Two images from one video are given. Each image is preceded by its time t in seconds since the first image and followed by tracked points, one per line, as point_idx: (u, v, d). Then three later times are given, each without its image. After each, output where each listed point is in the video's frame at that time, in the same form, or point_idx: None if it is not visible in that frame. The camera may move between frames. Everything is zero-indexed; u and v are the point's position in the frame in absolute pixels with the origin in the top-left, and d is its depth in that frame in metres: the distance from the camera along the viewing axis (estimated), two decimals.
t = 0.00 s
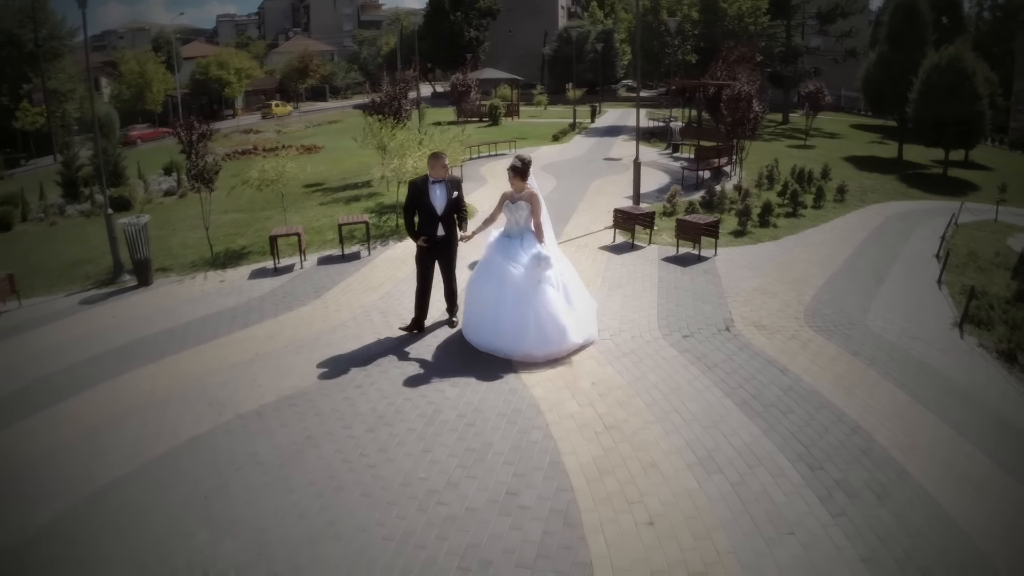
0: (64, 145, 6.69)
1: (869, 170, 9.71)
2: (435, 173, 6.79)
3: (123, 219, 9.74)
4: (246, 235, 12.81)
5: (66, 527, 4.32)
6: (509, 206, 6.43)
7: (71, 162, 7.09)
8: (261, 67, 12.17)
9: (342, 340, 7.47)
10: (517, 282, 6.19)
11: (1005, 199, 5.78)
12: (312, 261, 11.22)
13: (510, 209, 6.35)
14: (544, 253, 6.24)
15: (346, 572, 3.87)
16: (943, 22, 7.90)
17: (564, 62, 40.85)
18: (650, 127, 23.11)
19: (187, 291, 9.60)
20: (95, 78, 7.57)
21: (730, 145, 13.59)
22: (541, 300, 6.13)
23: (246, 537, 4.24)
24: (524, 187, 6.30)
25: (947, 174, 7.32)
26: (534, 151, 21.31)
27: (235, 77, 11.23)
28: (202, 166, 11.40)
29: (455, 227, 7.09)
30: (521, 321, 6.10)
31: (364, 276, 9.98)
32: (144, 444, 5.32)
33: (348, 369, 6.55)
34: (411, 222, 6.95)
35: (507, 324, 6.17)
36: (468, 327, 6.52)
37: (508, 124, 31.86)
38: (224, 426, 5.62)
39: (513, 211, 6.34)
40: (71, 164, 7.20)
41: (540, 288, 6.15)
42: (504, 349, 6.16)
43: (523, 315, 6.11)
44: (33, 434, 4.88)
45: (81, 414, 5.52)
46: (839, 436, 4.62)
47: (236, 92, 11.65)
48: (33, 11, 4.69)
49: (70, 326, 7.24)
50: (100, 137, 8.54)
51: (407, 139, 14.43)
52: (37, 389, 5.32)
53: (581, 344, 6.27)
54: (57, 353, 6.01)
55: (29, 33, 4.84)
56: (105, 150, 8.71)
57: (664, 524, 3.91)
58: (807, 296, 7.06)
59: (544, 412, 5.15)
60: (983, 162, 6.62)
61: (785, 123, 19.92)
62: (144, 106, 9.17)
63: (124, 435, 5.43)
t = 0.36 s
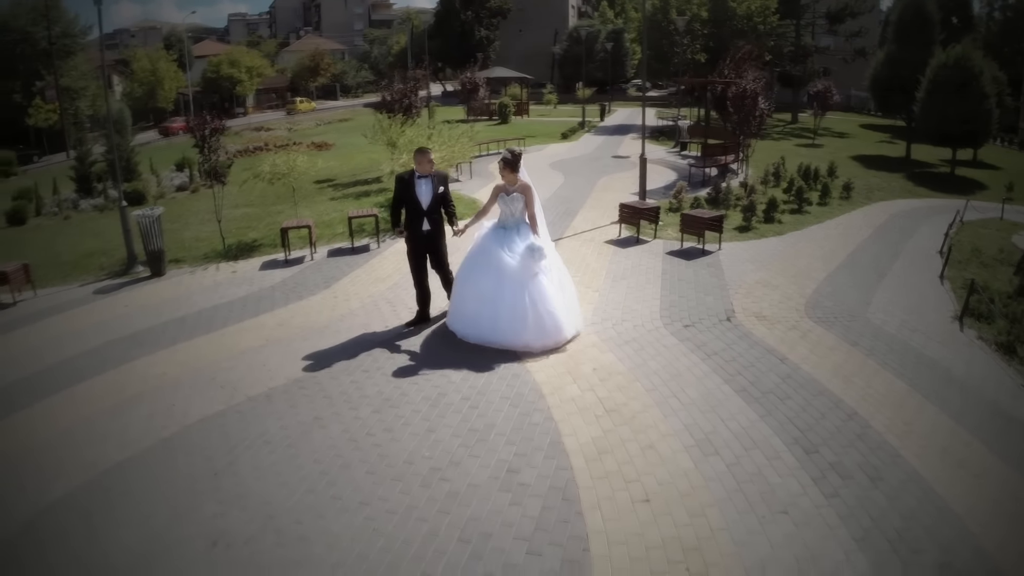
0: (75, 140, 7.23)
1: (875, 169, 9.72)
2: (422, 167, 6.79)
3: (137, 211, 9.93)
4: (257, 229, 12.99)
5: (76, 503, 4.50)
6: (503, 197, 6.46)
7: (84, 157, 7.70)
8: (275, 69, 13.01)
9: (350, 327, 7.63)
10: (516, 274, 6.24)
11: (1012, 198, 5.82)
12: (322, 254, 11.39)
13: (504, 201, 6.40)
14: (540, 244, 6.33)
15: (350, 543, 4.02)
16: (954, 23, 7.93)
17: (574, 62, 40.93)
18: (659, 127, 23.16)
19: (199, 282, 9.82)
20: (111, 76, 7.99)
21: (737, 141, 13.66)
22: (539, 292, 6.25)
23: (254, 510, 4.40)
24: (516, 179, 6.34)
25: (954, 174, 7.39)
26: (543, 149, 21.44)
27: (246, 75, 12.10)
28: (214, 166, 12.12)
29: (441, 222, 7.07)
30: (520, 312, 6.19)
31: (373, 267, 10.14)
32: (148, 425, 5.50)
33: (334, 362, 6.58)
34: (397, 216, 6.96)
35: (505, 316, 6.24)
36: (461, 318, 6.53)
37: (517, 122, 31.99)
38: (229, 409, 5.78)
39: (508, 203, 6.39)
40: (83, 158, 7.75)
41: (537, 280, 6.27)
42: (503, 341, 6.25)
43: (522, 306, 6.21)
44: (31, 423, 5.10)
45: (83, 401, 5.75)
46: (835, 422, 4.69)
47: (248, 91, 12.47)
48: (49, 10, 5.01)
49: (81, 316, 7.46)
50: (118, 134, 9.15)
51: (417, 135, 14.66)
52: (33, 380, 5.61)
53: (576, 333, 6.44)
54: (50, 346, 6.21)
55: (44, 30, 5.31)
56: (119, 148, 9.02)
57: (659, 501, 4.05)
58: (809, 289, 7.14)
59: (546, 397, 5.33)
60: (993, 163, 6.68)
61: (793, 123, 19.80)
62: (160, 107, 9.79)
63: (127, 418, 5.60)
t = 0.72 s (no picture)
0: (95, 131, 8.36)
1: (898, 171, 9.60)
2: (419, 164, 6.81)
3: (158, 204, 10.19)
4: (275, 223, 13.24)
5: (97, 478, 4.70)
6: (508, 192, 6.58)
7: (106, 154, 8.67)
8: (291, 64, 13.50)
9: (364, 317, 7.80)
10: (517, 267, 6.34)
11: None
12: (338, 247, 11.58)
13: (509, 196, 6.52)
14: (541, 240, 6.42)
15: (360, 518, 4.19)
16: (970, 23, 7.94)
17: (590, 62, 40.93)
18: (675, 126, 23.13)
19: (219, 273, 10.09)
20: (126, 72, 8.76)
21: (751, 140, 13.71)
22: (539, 287, 6.35)
23: (268, 487, 4.57)
24: (521, 175, 6.45)
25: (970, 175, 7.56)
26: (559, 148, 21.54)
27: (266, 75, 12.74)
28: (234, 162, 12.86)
29: (441, 219, 6.93)
30: (516, 305, 6.29)
31: (388, 260, 10.32)
32: (158, 410, 5.67)
33: (332, 356, 6.64)
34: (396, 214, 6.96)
35: (502, 309, 6.35)
36: (460, 309, 6.61)
37: (533, 122, 32.10)
38: (247, 394, 5.96)
39: (513, 198, 6.51)
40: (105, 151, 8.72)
41: (536, 275, 6.36)
42: (500, 333, 6.35)
43: (519, 300, 6.31)
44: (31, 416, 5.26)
45: (88, 391, 5.90)
46: (837, 412, 4.78)
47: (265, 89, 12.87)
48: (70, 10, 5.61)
49: (89, 312, 7.63)
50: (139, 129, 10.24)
51: (432, 133, 14.87)
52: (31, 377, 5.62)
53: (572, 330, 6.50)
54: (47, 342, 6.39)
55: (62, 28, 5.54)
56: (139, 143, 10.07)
57: (662, 483, 4.19)
58: (817, 285, 7.20)
59: (555, 384, 5.50)
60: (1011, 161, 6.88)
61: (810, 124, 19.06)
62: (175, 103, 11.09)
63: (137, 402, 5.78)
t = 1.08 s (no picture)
0: (121, 122, 10.20)
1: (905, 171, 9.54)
2: (423, 165, 6.75)
3: (186, 198, 10.49)
4: (299, 218, 13.61)
5: (127, 455, 5.00)
6: (513, 194, 6.47)
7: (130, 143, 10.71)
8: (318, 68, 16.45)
9: (384, 309, 8.06)
10: (515, 272, 6.23)
11: None
12: (360, 242, 11.88)
13: (513, 198, 6.41)
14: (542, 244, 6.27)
15: (377, 497, 4.40)
16: (995, 25, 7.64)
17: (612, 62, 41.00)
18: (696, 127, 23.14)
19: (245, 266, 10.46)
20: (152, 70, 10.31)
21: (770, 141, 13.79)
22: (536, 292, 6.22)
23: (290, 466, 4.81)
24: (529, 178, 6.30)
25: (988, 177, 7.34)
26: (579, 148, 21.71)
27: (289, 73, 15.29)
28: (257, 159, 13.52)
29: (445, 220, 6.86)
30: (514, 309, 6.23)
31: (409, 255, 10.60)
32: (173, 402, 5.81)
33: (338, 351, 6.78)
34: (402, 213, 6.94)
35: (499, 312, 6.31)
36: (463, 310, 6.62)
37: (554, 122, 32.28)
38: (271, 380, 6.22)
39: (516, 201, 6.40)
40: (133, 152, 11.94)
41: (535, 279, 6.23)
42: (497, 336, 6.31)
43: (516, 304, 6.23)
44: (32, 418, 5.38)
45: (90, 388, 6.04)
46: (842, 405, 4.90)
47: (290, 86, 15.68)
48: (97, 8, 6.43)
49: (93, 313, 7.71)
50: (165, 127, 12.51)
51: (453, 131, 15.16)
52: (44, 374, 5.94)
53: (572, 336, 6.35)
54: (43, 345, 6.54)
55: (92, 27, 6.46)
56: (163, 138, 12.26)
57: (667, 468, 4.35)
58: (829, 283, 7.29)
59: (568, 374, 5.70)
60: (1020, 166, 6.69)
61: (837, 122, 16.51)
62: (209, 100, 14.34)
63: (147, 396, 5.93)
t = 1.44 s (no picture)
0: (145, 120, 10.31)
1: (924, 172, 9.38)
2: (429, 164, 6.90)
3: (210, 195, 10.82)
4: (321, 215, 13.94)
5: (155, 438, 5.29)
6: (519, 193, 6.65)
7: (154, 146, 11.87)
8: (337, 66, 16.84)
9: (402, 303, 8.31)
10: (518, 267, 6.42)
11: None
12: (381, 238, 12.17)
13: (518, 196, 6.59)
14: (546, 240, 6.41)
15: (394, 479, 4.62)
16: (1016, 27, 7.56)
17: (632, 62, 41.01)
18: (715, 128, 23.12)
19: (268, 261, 10.77)
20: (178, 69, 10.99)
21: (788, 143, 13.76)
22: (539, 286, 6.35)
23: (311, 451, 5.05)
24: (532, 176, 6.47)
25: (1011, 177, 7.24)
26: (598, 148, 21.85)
27: (310, 72, 16.21)
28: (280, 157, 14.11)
29: (449, 219, 7.01)
30: (518, 305, 6.40)
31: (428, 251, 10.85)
32: (191, 396, 5.99)
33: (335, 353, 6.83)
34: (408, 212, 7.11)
35: (505, 307, 6.49)
36: (475, 307, 6.89)
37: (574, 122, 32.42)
38: (293, 370, 6.48)
39: (521, 198, 6.57)
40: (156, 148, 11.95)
41: (539, 274, 6.37)
42: (504, 331, 6.49)
43: (520, 299, 6.40)
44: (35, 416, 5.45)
45: (94, 387, 6.07)
46: (846, 400, 5.02)
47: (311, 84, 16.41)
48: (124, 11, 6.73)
49: (101, 308, 7.68)
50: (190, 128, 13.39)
51: (474, 131, 15.40)
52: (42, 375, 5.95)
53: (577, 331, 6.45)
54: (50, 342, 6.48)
55: (116, 26, 6.73)
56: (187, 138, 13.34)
57: (673, 457, 4.52)
58: (841, 284, 7.37)
59: (580, 367, 5.89)
60: None
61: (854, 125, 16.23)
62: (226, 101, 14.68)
63: (156, 393, 6.02)
